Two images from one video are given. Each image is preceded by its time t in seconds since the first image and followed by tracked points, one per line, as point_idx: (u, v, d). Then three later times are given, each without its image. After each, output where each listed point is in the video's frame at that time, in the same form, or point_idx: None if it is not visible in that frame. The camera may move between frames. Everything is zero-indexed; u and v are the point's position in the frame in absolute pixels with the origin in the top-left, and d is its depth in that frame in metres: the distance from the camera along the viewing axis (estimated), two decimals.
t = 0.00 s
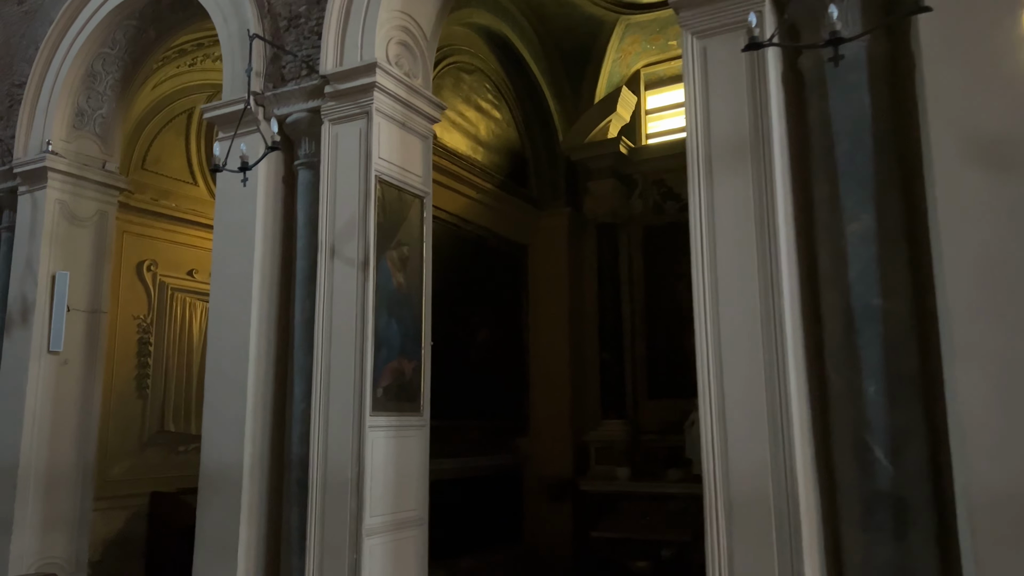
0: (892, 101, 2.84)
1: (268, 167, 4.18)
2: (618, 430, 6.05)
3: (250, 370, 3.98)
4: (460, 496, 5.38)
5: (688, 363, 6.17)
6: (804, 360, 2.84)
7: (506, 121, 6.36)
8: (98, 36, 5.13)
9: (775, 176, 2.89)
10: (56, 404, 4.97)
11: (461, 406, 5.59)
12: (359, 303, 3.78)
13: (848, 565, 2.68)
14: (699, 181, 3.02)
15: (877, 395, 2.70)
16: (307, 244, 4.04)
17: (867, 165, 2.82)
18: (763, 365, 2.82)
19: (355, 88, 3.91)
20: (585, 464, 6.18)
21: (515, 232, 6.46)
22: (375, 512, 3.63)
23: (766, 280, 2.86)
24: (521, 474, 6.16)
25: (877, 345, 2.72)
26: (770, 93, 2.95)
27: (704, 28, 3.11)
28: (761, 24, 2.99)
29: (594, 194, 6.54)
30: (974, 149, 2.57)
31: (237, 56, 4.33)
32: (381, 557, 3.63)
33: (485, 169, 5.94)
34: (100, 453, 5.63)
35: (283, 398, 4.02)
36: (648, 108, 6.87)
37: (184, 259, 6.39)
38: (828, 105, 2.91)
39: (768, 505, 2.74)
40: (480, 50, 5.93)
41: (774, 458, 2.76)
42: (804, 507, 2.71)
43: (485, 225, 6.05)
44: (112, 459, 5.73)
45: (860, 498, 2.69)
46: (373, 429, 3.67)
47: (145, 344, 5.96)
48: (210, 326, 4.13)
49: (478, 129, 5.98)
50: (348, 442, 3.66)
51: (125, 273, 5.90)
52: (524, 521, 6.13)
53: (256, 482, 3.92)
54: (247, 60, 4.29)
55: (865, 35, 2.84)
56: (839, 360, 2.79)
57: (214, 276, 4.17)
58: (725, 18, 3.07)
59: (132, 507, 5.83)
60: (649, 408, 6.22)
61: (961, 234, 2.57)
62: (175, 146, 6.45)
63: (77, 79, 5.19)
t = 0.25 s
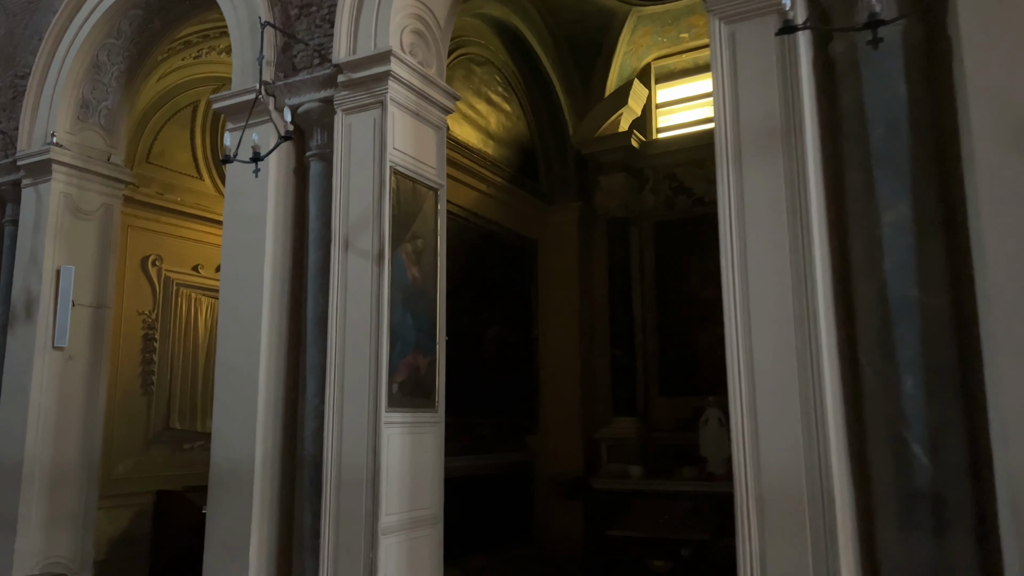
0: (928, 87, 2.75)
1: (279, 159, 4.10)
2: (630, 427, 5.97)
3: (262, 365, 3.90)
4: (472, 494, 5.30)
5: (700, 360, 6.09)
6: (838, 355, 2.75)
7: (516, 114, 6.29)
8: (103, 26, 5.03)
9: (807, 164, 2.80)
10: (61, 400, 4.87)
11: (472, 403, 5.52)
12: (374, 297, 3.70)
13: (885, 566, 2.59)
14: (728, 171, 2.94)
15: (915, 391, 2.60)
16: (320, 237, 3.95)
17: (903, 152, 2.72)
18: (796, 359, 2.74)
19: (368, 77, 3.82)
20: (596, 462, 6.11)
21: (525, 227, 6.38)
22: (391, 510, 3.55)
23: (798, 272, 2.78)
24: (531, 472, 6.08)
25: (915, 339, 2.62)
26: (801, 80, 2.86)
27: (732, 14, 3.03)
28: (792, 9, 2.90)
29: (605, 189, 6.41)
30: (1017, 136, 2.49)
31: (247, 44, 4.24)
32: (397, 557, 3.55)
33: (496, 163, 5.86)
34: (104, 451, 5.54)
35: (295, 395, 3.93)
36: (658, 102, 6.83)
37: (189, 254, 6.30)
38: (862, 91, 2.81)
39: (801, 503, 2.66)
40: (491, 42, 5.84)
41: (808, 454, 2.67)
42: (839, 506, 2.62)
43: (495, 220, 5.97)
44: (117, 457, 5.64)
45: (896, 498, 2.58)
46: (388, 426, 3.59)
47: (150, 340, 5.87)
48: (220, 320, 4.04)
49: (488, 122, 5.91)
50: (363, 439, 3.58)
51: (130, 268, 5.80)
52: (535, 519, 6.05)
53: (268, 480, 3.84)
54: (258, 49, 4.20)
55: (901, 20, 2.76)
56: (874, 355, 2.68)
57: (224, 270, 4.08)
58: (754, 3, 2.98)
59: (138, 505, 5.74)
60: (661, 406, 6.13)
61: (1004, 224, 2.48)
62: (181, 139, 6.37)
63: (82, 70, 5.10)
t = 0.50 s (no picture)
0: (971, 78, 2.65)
1: (291, 154, 4.00)
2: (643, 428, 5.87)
3: (274, 365, 3.80)
4: (485, 497, 5.21)
5: (714, 359, 6.00)
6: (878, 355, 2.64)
7: (527, 109, 6.19)
8: (108, 19, 4.93)
9: (845, 158, 2.71)
10: (66, 401, 4.77)
11: (484, 403, 5.42)
12: (390, 295, 3.60)
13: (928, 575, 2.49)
14: (761, 165, 2.84)
15: (960, 393, 2.50)
16: (333, 235, 3.86)
17: (946, 145, 2.62)
18: (834, 360, 2.64)
19: (384, 70, 3.72)
20: (609, 464, 6.01)
21: (536, 225, 6.28)
22: (408, 514, 3.45)
23: (836, 270, 2.68)
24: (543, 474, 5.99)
25: (960, 339, 2.52)
26: (838, 70, 2.76)
27: (764, 3, 2.93)
28: None
29: (617, 186, 6.38)
30: None
31: (258, 37, 4.14)
32: (415, 562, 3.45)
33: (507, 159, 5.77)
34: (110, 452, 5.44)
35: (308, 396, 3.83)
36: (670, 98, 6.73)
37: (195, 253, 6.20)
38: (903, 81, 2.71)
39: (841, 509, 2.57)
40: (503, 37, 5.74)
41: (847, 458, 2.58)
42: (881, 512, 2.52)
43: (506, 217, 5.87)
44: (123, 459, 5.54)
45: (943, 504, 2.49)
46: (405, 428, 3.49)
47: (155, 340, 5.77)
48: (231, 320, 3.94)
49: (500, 118, 5.81)
50: (380, 441, 3.48)
51: (136, 266, 5.70)
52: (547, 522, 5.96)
53: (280, 484, 3.75)
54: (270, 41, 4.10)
55: (943, 8, 2.66)
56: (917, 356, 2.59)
57: (235, 268, 3.99)
58: None
59: (143, 507, 5.64)
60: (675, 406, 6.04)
61: None
62: (186, 135, 6.27)
63: (87, 64, 5.00)
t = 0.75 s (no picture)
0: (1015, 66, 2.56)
1: (305, 149, 3.91)
2: (657, 429, 5.80)
3: (288, 365, 3.72)
4: (498, 499, 5.12)
5: (729, 359, 5.92)
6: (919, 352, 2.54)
7: (539, 105, 6.09)
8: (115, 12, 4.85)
9: (883, 149, 2.62)
10: (73, 401, 4.69)
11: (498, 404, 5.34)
12: (408, 293, 3.51)
13: None
14: (795, 158, 2.76)
15: (1006, 393, 2.38)
16: (348, 231, 3.78)
17: (989, 134, 2.52)
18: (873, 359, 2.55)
19: (401, 62, 3.63)
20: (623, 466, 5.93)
21: (548, 222, 6.19)
22: (427, 518, 3.37)
23: (874, 266, 2.59)
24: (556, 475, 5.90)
25: (1005, 336, 2.41)
26: (875, 60, 2.68)
27: None
28: None
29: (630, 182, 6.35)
30: None
31: (269, 29, 4.05)
32: (434, 566, 3.36)
33: (520, 156, 5.68)
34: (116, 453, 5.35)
35: (322, 396, 3.76)
36: (683, 94, 6.65)
37: (202, 251, 6.12)
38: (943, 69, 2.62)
39: (881, 513, 2.48)
40: (515, 31, 5.64)
41: (888, 459, 2.49)
42: (924, 516, 2.43)
43: (518, 214, 5.79)
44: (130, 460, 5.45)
45: (987, 508, 2.38)
46: (424, 429, 3.41)
47: (163, 339, 5.68)
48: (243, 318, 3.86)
49: (512, 113, 5.72)
50: (398, 443, 3.39)
51: (142, 264, 5.61)
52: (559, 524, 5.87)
53: (295, 486, 3.66)
54: (282, 34, 4.01)
55: None
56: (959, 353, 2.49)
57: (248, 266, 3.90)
58: None
59: (151, 510, 5.55)
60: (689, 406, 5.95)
61: None
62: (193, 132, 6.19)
63: (94, 58, 4.91)
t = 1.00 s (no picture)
0: None
1: (321, 143, 3.85)
2: (673, 428, 5.73)
3: (305, 362, 3.66)
4: (514, 499, 5.06)
5: (745, 357, 5.85)
6: (964, 347, 2.45)
7: (553, 101, 6.02)
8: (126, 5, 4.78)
9: (924, 139, 2.55)
10: (83, 400, 4.62)
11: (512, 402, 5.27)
12: (429, 288, 3.44)
13: None
14: (832, 149, 2.69)
15: None
16: (367, 226, 3.72)
17: None
18: (916, 354, 2.48)
19: (420, 53, 3.56)
20: (638, 465, 5.87)
21: (561, 219, 6.13)
22: (450, 518, 3.30)
23: (915, 258, 2.52)
24: (570, 475, 5.83)
25: None
26: (915, 47, 2.60)
27: None
28: None
29: (644, 178, 6.29)
30: None
31: (284, 21, 3.98)
32: (456, 567, 3.30)
33: (533, 151, 5.62)
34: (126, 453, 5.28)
35: (340, 394, 3.69)
36: (696, 90, 6.58)
37: (212, 248, 6.05)
38: (987, 52, 2.51)
39: (925, 513, 2.41)
40: (530, 25, 5.55)
41: (932, 458, 2.42)
42: (970, 518, 2.34)
43: (532, 211, 5.72)
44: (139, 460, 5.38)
45: None
46: (445, 427, 3.34)
47: (172, 337, 5.61)
48: (259, 315, 3.80)
49: (526, 109, 5.65)
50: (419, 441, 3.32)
51: (152, 260, 5.54)
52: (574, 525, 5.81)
53: (312, 486, 3.60)
54: (297, 25, 3.94)
55: None
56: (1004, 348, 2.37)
57: (264, 262, 3.83)
58: None
59: (160, 510, 5.47)
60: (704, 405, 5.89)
61: None
62: (202, 128, 6.12)
63: (104, 52, 4.85)
